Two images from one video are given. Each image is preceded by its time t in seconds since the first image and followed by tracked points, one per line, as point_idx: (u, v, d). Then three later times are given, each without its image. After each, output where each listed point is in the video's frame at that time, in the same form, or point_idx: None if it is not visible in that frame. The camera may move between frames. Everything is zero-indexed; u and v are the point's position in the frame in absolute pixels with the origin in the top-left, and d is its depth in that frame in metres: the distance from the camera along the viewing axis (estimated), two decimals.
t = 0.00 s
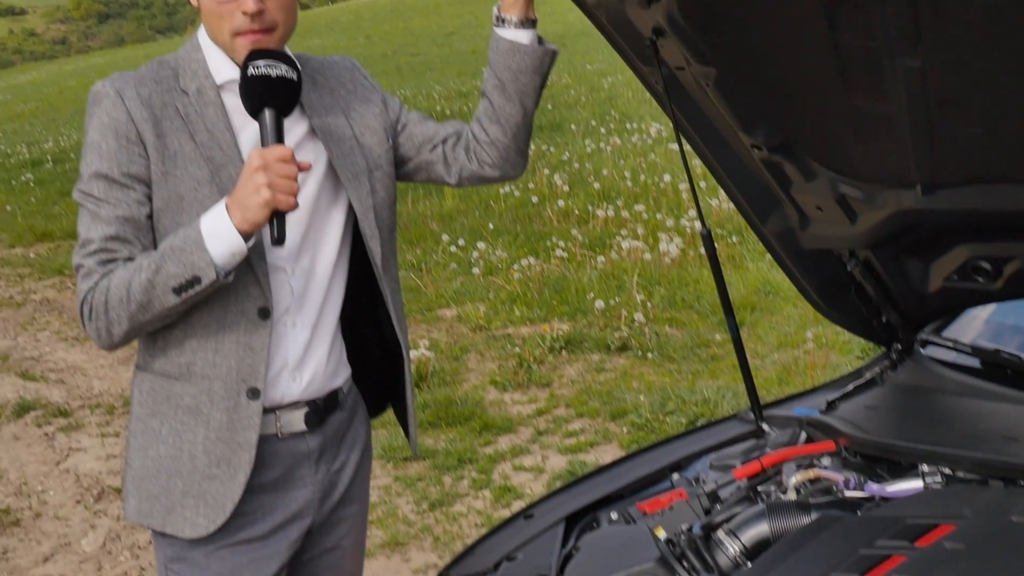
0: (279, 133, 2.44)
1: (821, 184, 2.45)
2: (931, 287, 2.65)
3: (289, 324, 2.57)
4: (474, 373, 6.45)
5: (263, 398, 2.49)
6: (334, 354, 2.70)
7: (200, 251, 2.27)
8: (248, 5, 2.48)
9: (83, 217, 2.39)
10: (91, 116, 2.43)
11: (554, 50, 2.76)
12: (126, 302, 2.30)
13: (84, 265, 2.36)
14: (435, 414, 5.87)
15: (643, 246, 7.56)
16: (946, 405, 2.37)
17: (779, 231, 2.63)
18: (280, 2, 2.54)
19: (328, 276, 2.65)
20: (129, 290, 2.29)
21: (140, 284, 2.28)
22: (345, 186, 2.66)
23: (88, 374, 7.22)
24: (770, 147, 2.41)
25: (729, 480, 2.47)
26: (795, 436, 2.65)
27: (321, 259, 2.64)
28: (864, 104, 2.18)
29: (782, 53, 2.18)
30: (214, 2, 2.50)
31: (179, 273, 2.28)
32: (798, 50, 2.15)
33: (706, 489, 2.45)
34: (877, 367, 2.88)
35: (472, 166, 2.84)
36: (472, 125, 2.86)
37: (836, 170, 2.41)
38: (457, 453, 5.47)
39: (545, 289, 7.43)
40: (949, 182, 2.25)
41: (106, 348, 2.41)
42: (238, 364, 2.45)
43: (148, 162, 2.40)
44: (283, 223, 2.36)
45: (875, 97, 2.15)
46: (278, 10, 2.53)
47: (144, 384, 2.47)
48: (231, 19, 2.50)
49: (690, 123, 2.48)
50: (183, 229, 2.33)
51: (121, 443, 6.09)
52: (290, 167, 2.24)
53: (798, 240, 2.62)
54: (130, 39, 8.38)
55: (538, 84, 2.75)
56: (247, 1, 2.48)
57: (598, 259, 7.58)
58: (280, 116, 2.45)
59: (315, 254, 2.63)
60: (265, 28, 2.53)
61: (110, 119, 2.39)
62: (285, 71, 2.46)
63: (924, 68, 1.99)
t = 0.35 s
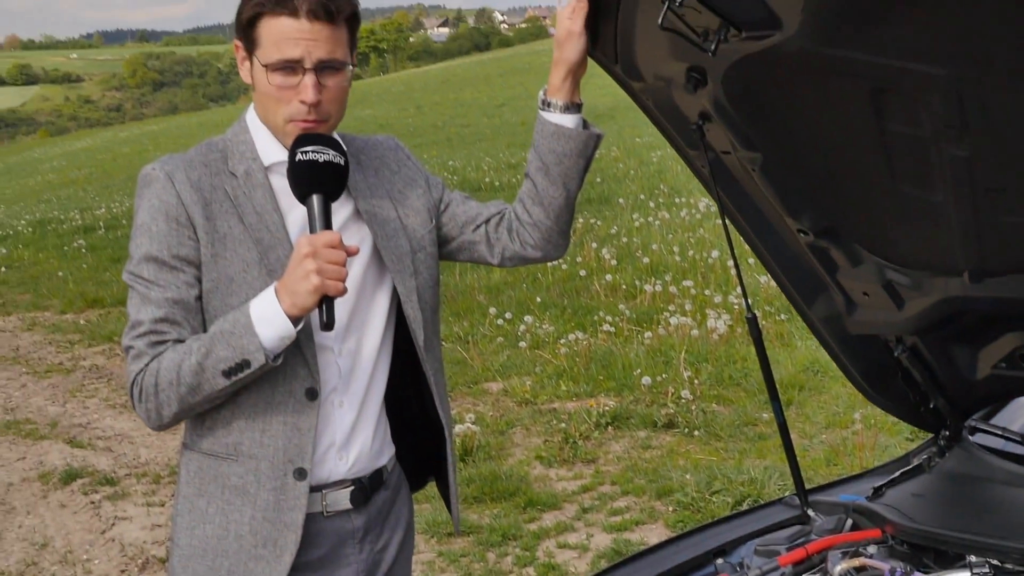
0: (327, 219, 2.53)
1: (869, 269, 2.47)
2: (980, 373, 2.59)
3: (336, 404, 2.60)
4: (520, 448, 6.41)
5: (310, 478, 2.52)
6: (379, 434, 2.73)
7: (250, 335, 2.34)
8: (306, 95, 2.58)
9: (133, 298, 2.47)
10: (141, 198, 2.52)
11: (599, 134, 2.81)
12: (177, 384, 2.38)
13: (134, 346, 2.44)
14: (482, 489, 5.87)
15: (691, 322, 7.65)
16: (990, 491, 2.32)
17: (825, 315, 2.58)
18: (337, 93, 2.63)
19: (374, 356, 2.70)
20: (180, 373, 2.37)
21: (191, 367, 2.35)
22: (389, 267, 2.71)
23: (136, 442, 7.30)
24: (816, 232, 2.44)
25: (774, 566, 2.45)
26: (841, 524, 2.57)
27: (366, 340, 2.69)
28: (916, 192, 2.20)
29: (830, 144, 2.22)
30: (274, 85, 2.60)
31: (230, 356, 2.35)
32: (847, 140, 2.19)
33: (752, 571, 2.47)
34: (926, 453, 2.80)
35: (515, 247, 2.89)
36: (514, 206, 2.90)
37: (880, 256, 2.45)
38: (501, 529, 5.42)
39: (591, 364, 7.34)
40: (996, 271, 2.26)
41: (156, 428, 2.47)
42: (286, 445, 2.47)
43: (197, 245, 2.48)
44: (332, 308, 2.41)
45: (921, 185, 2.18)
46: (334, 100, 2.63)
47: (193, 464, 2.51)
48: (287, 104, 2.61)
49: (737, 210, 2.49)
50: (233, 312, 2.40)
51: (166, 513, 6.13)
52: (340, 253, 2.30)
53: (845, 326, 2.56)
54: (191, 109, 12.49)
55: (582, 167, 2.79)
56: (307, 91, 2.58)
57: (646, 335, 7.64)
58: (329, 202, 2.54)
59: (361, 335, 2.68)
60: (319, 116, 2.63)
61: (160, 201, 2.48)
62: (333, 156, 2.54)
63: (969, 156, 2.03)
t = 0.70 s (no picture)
0: (358, 263, 2.57)
1: (899, 312, 2.45)
2: (1012, 419, 2.56)
3: (362, 445, 2.63)
4: (552, 486, 6.38)
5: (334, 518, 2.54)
6: (404, 475, 2.75)
7: (279, 377, 2.37)
8: (343, 136, 2.64)
9: (162, 336, 2.51)
10: (172, 237, 2.58)
11: (629, 176, 2.84)
12: (205, 424, 2.41)
13: (162, 384, 2.47)
14: (513, 527, 5.85)
15: (725, 361, 7.61)
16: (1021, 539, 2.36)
17: (854, 358, 2.57)
18: (372, 136, 2.69)
19: (400, 398, 2.73)
20: (209, 413, 2.40)
21: (219, 406, 2.39)
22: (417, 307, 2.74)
23: (169, 476, 7.36)
24: (845, 274, 2.44)
25: None
26: (870, 567, 2.50)
27: (393, 382, 2.72)
28: (944, 235, 2.20)
29: (854, 188, 2.23)
30: (311, 124, 2.65)
31: (259, 397, 2.38)
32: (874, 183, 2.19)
33: None
34: (957, 498, 2.76)
35: (542, 287, 2.92)
36: (543, 245, 2.93)
37: (913, 300, 2.43)
38: (532, 567, 5.40)
39: (625, 402, 7.29)
40: None
41: (183, 466, 2.51)
42: (311, 484, 2.49)
43: (227, 284, 2.53)
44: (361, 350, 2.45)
45: (951, 228, 2.17)
46: (370, 143, 2.69)
47: (219, 502, 2.54)
48: (324, 143, 2.66)
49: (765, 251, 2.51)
50: (263, 353, 2.44)
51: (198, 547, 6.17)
52: (369, 296, 2.33)
53: (875, 370, 2.55)
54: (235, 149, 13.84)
55: (611, 208, 2.82)
56: (343, 132, 2.64)
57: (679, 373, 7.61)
58: (359, 245, 2.58)
59: (387, 377, 2.71)
60: (354, 158, 2.68)
61: (191, 241, 2.53)
62: (364, 201, 2.60)
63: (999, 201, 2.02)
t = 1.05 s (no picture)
0: (375, 284, 2.59)
1: (917, 332, 2.44)
2: None
3: (376, 464, 2.64)
4: (574, 503, 6.36)
5: (347, 537, 2.55)
6: (418, 493, 2.76)
7: (295, 397, 2.39)
8: (366, 154, 2.66)
9: (178, 352, 2.54)
10: (190, 254, 2.61)
11: (645, 195, 2.84)
12: (219, 442, 2.42)
13: (179, 402, 2.49)
14: (536, 544, 5.84)
15: (750, 378, 7.57)
16: None
17: (875, 377, 2.59)
18: (395, 154, 2.71)
19: (414, 418, 2.74)
20: (224, 431, 2.42)
21: (234, 425, 2.41)
22: (434, 326, 2.76)
23: (194, 491, 7.41)
24: (865, 293, 2.44)
25: None
26: None
27: (407, 402, 2.73)
28: (964, 253, 2.17)
29: (871, 208, 2.22)
30: (334, 141, 2.67)
31: (274, 417, 2.40)
32: (890, 204, 2.18)
33: None
34: (978, 519, 2.73)
35: (558, 306, 2.92)
36: (559, 265, 2.94)
37: (931, 318, 2.41)
38: None
39: (649, 419, 7.26)
40: None
41: (197, 482, 2.52)
42: (324, 503, 2.51)
43: (244, 302, 2.55)
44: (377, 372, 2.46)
45: (970, 248, 2.15)
46: (392, 161, 2.71)
47: (232, 519, 2.55)
48: (346, 160, 2.68)
49: (783, 269, 2.54)
50: (279, 373, 2.46)
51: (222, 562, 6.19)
52: (386, 319, 2.35)
53: (896, 390, 2.56)
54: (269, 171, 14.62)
55: (626, 228, 2.82)
56: (366, 150, 2.66)
57: (704, 390, 7.57)
58: (377, 266, 2.61)
59: (402, 397, 2.73)
60: (376, 176, 2.70)
61: (209, 258, 2.56)
62: (384, 223, 2.62)
63: (1018, 220, 1.99)
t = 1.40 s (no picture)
0: (380, 295, 2.60)
1: (923, 340, 2.41)
2: None
3: (378, 473, 2.64)
4: (586, 512, 6.35)
5: (349, 547, 2.55)
6: (420, 503, 2.77)
7: (299, 407, 2.39)
8: (373, 163, 2.67)
9: (182, 361, 2.55)
10: (195, 264, 2.62)
11: (648, 205, 2.84)
12: (223, 452, 2.44)
13: (182, 411, 2.50)
14: (547, 553, 5.83)
15: (763, 387, 7.55)
16: None
17: (881, 387, 2.59)
18: (401, 164, 2.72)
19: (416, 429, 2.75)
20: (228, 441, 2.43)
21: (238, 435, 2.42)
22: (437, 336, 2.76)
23: (206, 500, 7.43)
24: (870, 303, 2.43)
25: None
26: None
27: (409, 412, 2.74)
28: (968, 263, 2.16)
29: (875, 218, 2.22)
30: (342, 150, 2.68)
31: (277, 427, 2.41)
32: (893, 214, 2.18)
33: None
34: (985, 529, 2.72)
35: (560, 315, 2.93)
36: (562, 274, 2.95)
37: (936, 328, 2.37)
38: None
39: (662, 429, 7.24)
40: None
41: (200, 492, 2.53)
42: (326, 513, 2.51)
43: (248, 311, 2.57)
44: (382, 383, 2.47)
45: (975, 258, 2.14)
46: (398, 171, 2.72)
47: (235, 529, 2.57)
48: (353, 170, 2.69)
49: (789, 280, 2.56)
50: (283, 383, 2.47)
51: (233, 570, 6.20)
52: (390, 330, 2.36)
53: (901, 400, 2.56)
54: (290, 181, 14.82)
55: (629, 237, 2.82)
56: (374, 160, 2.66)
57: (717, 399, 7.55)
58: (382, 276, 2.62)
59: (404, 408, 2.73)
60: (382, 186, 2.71)
61: (213, 268, 2.58)
62: (389, 233, 2.65)
63: (1022, 232, 2.00)
